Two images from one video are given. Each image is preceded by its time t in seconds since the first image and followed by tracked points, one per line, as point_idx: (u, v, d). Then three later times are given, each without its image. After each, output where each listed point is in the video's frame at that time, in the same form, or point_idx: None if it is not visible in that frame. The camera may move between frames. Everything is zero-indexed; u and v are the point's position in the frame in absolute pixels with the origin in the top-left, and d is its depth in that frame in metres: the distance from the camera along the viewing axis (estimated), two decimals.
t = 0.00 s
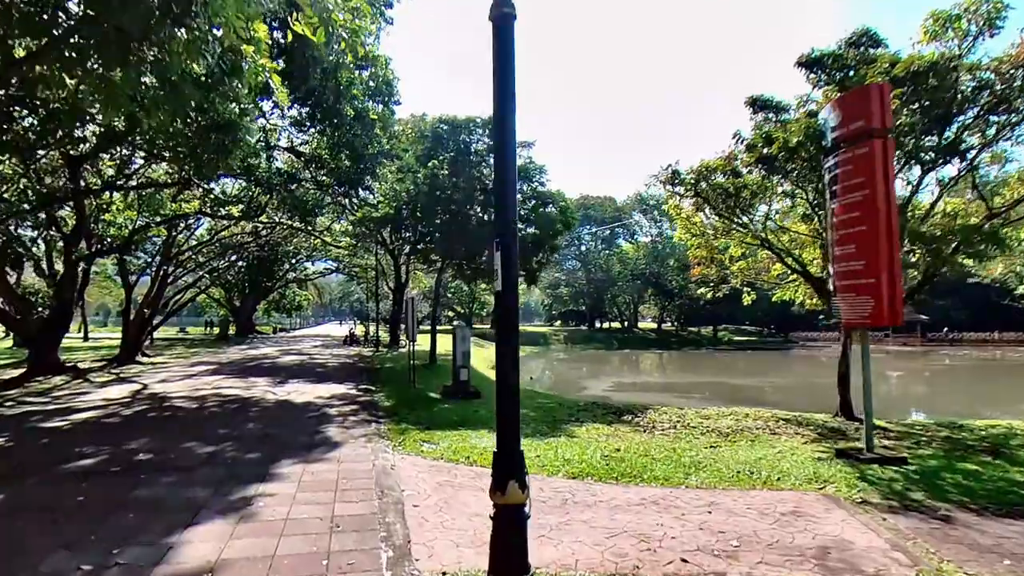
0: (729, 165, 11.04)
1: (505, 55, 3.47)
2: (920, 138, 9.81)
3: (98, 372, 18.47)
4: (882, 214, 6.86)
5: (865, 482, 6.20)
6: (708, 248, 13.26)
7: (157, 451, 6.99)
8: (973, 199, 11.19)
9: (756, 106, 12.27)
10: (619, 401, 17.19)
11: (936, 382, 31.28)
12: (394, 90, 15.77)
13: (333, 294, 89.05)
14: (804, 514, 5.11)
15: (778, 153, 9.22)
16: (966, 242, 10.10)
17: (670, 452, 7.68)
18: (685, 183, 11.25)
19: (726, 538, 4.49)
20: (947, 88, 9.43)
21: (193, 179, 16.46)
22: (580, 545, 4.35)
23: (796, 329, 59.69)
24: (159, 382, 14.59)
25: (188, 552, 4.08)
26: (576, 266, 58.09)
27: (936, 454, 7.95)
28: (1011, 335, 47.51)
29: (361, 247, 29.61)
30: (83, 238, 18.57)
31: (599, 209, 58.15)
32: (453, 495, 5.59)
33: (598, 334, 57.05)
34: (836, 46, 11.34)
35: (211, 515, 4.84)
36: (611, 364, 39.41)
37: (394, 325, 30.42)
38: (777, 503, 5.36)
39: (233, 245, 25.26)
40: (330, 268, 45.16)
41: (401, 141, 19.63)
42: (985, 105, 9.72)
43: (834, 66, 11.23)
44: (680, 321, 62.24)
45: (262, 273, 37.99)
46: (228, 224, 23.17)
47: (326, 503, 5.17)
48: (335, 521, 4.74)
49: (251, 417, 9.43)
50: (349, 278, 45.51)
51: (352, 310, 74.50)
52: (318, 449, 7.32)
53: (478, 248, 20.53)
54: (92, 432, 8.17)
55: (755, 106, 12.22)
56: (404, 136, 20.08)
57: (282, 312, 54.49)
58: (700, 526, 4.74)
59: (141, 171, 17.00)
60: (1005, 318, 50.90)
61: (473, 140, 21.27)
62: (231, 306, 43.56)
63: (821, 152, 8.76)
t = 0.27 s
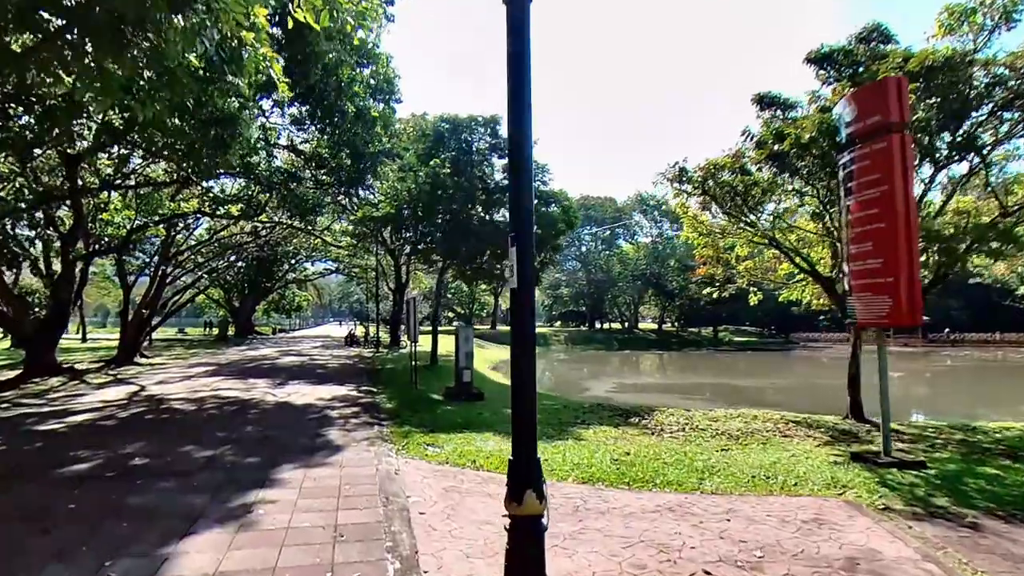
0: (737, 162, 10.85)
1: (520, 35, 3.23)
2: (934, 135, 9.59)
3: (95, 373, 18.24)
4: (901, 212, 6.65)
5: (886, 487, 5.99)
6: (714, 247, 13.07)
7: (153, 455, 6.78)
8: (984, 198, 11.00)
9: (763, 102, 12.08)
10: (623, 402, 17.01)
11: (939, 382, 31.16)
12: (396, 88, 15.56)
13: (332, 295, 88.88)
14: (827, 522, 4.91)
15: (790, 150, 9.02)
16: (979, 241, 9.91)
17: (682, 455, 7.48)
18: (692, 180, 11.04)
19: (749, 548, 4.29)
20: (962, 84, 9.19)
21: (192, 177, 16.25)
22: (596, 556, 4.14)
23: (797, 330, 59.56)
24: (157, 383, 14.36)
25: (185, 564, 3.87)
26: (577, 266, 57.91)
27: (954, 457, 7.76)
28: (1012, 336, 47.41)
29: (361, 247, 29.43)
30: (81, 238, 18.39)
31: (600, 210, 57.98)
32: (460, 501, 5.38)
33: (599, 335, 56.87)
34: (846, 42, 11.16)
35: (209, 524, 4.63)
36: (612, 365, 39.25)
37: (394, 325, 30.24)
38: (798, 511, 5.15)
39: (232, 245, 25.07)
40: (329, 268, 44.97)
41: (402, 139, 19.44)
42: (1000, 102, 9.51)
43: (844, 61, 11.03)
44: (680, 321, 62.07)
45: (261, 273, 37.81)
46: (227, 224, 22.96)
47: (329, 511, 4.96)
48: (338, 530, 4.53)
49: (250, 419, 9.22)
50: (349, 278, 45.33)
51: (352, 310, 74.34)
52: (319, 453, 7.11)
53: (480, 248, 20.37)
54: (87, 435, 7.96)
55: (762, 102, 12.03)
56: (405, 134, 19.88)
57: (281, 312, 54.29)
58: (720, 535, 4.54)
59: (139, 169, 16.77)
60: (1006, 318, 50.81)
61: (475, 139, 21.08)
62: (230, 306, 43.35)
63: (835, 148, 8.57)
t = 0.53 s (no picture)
0: (746, 160, 10.62)
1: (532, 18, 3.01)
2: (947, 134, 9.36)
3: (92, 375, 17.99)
4: (920, 209, 6.42)
5: (908, 496, 5.75)
6: (720, 247, 12.85)
7: (146, 462, 6.54)
8: (999, 196, 10.75)
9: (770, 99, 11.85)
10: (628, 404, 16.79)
11: (942, 382, 31.03)
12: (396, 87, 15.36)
13: (332, 295, 88.68)
14: (852, 535, 4.67)
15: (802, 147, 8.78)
16: (995, 240, 9.68)
17: (693, 461, 7.25)
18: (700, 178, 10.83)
19: (774, 563, 4.05)
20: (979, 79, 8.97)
21: (189, 176, 16.02)
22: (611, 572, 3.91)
23: (798, 330, 59.42)
24: (154, 385, 14.12)
25: None
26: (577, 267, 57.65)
27: (973, 463, 7.52)
28: (1014, 337, 47.28)
29: (361, 247, 29.24)
30: (78, 238, 18.17)
31: (601, 210, 57.80)
32: (466, 512, 5.15)
33: (599, 335, 56.65)
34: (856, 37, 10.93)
35: (200, 538, 4.38)
36: (613, 365, 39.08)
37: (395, 326, 30.03)
38: (820, 522, 4.93)
39: (231, 246, 24.85)
40: (329, 268, 44.76)
41: (404, 138, 19.23)
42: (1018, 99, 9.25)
43: (855, 58, 10.81)
44: (681, 322, 61.89)
45: (260, 273, 37.59)
46: (226, 223, 22.73)
47: (326, 523, 4.72)
48: (337, 544, 4.29)
49: (247, 423, 8.98)
50: (348, 279, 45.11)
51: (351, 311, 74.17)
52: (318, 459, 6.87)
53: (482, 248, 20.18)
54: (79, 440, 7.72)
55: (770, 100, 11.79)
56: (406, 133, 19.65)
57: (281, 312, 54.12)
58: (741, 548, 4.30)
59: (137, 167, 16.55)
60: (1008, 319, 50.71)
61: (476, 137, 20.87)
62: (229, 307, 43.13)
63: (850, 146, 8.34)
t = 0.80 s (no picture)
0: (754, 157, 10.42)
1: None
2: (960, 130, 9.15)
3: (89, 376, 17.79)
4: (939, 204, 6.21)
5: (929, 501, 5.54)
6: (726, 245, 12.66)
7: (138, 466, 6.33)
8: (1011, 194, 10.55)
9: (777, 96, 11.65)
10: (631, 405, 16.59)
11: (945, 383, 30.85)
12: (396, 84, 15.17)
13: (332, 296, 88.54)
14: (876, 544, 4.46)
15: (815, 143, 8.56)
16: (1008, 238, 9.48)
17: (703, 465, 7.04)
18: (707, 175, 10.65)
19: None
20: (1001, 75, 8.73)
21: (187, 174, 15.83)
22: None
23: (799, 331, 59.25)
24: (151, 387, 13.92)
25: None
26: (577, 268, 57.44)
27: (991, 466, 7.30)
28: (1016, 338, 47.10)
29: (360, 247, 29.06)
30: (75, 237, 17.98)
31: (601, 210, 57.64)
32: (471, 518, 4.95)
33: (600, 336, 56.46)
34: (865, 31, 10.72)
35: (192, 547, 4.18)
36: (613, 366, 38.91)
37: (395, 327, 29.83)
38: (840, 530, 4.72)
39: (230, 246, 24.66)
40: (328, 268, 44.58)
41: (404, 136, 19.04)
42: None
43: (864, 52, 10.61)
44: (682, 322, 61.72)
45: (260, 274, 37.40)
46: (224, 223, 22.53)
47: (325, 532, 4.51)
48: (336, 555, 4.08)
49: (244, 426, 8.76)
50: (348, 279, 44.93)
51: (351, 311, 74.01)
52: (317, 463, 6.66)
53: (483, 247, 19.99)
54: (71, 444, 7.51)
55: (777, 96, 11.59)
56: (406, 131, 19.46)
57: (280, 313, 53.94)
58: (760, 559, 4.09)
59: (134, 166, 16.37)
60: (1009, 319, 50.53)
61: (477, 136, 20.66)
62: (228, 308, 42.95)
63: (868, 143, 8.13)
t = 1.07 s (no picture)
0: (762, 153, 10.20)
1: None
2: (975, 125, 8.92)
3: (85, 378, 17.57)
4: (960, 200, 5.98)
5: (953, 509, 5.31)
6: (732, 244, 12.44)
7: (129, 473, 6.10)
8: None
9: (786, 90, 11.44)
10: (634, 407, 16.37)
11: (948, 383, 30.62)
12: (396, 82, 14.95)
13: (332, 296, 88.33)
14: (903, 556, 4.24)
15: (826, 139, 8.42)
16: None
17: (713, 470, 6.82)
18: (714, 172, 10.43)
19: None
20: (1019, 67, 8.47)
21: (184, 173, 15.61)
22: None
23: (800, 331, 59.03)
24: (147, 389, 13.71)
25: None
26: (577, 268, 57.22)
27: (1012, 471, 7.07)
28: (1018, 337, 46.87)
29: (360, 247, 28.84)
30: (71, 237, 17.77)
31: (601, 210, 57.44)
32: (476, 528, 4.72)
33: (601, 336, 56.23)
34: (875, 25, 10.50)
35: (182, 561, 3.95)
36: (614, 367, 38.71)
37: (395, 327, 29.60)
38: (865, 541, 4.49)
39: (229, 246, 24.45)
40: (328, 268, 44.35)
41: (404, 135, 18.82)
42: None
43: (874, 47, 10.39)
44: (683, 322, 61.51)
45: (259, 274, 37.17)
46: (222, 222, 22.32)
47: (323, 544, 4.28)
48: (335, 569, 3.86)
49: (241, 429, 8.53)
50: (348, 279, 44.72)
51: (350, 312, 73.78)
52: (315, 469, 6.43)
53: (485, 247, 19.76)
54: (62, 449, 7.28)
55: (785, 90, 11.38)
56: (406, 130, 19.24)
57: (279, 313, 53.72)
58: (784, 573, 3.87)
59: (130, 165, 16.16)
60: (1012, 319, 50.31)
61: (478, 134, 20.41)
62: (227, 308, 42.73)
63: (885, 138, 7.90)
